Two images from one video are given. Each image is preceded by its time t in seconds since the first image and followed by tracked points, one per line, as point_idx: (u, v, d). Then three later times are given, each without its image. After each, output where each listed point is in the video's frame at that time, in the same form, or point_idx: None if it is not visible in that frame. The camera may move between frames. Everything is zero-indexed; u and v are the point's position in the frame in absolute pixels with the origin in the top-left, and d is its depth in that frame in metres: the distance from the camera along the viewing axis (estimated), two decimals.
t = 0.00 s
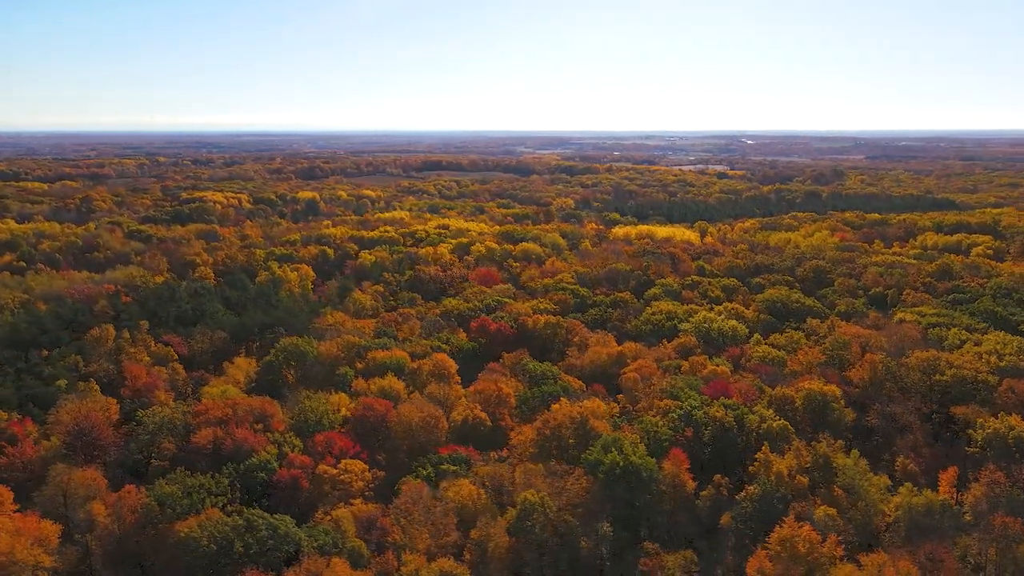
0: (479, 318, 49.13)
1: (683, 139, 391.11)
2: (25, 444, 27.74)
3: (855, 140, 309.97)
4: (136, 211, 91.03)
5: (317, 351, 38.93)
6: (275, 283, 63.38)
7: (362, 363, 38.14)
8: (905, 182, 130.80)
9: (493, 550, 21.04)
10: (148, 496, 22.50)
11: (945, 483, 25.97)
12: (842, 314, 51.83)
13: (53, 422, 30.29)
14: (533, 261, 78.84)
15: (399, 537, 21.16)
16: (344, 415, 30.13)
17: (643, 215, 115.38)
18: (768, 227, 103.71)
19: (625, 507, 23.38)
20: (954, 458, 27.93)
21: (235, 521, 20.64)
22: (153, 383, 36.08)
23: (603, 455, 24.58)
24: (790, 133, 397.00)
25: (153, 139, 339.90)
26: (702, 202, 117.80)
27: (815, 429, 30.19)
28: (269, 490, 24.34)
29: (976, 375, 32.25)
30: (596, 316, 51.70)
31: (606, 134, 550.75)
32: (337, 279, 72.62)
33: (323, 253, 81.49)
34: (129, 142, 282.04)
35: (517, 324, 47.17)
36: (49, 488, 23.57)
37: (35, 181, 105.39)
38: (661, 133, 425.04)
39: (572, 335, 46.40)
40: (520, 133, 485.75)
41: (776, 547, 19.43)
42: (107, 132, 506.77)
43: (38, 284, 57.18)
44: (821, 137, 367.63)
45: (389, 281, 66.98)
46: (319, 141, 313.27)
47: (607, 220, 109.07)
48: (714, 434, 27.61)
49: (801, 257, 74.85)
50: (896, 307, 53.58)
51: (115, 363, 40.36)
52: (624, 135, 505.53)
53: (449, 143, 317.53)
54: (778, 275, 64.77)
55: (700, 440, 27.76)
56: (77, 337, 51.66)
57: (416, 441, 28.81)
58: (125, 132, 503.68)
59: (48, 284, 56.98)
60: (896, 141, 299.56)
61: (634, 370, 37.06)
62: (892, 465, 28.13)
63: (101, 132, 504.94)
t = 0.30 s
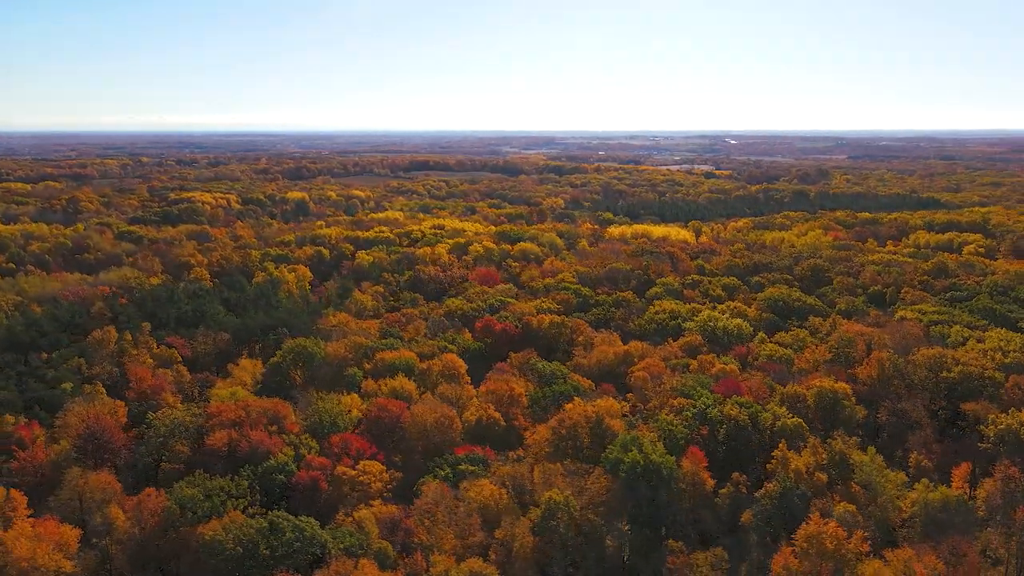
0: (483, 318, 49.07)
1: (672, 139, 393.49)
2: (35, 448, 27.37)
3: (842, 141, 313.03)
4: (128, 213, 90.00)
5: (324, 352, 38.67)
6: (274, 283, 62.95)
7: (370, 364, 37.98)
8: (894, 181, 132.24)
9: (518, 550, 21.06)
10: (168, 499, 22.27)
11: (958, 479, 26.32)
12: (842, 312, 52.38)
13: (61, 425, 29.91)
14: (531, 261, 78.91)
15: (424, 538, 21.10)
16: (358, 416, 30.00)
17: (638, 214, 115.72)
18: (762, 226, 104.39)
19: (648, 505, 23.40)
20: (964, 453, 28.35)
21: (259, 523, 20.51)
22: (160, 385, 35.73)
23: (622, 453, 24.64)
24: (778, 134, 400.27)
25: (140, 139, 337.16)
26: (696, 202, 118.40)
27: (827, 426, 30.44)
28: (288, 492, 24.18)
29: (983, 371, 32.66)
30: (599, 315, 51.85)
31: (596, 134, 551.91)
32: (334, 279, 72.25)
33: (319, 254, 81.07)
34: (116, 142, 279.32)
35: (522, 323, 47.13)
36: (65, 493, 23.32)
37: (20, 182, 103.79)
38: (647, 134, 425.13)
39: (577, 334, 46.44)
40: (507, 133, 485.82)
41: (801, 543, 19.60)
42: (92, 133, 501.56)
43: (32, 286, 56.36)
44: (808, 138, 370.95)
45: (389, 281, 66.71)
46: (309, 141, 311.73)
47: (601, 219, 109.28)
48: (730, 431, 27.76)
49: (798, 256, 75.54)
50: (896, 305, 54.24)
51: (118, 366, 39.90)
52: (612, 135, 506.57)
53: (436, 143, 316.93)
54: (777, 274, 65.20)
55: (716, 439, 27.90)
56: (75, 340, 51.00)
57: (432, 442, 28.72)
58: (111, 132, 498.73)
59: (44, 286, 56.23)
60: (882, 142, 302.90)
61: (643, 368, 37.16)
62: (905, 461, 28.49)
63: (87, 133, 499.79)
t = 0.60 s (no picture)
0: (488, 318, 49.00)
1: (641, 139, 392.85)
2: (47, 452, 27.00)
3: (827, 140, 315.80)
4: (119, 213, 89.02)
5: (333, 353, 38.42)
6: (272, 284, 62.52)
7: (379, 365, 37.81)
8: (880, 181, 133.71)
9: (545, 549, 21.02)
10: (190, 501, 22.08)
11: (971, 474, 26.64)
12: (843, 310, 52.95)
13: (72, 429, 29.53)
14: (530, 261, 79.01)
15: (451, 537, 21.07)
16: (373, 417, 29.87)
17: (631, 213, 116.08)
18: (754, 225, 105.15)
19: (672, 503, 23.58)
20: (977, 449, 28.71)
21: (287, 526, 20.42)
22: (168, 387, 35.37)
23: (644, 451, 24.79)
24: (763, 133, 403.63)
25: (124, 138, 333.18)
26: (688, 201, 119.06)
27: (839, 423, 30.71)
28: (309, 494, 24.07)
29: (989, 368, 33.08)
30: (602, 315, 52.00)
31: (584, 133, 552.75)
32: (331, 280, 71.90)
33: (314, 254, 80.63)
34: (99, 142, 275.81)
35: (527, 323, 47.13)
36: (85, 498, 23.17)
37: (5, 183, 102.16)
38: (633, 133, 427.65)
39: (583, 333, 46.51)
40: (494, 133, 485.77)
41: (827, 539, 19.79)
42: (68, 133, 492.43)
43: (25, 288, 55.53)
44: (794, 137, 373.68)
45: (388, 282, 66.46)
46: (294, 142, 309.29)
47: (595, 219, 109.54)
48: (746, 430, 27.84)
49: (795, 254, 76.18)
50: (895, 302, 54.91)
51: (122, 368, 39.43)
52: (599, 134, 509.42)
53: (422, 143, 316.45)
54: (776, 273, 65.65)
55: (732, 437, 28.06)
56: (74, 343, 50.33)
57: (449, 442, 28.62)
58: (78, 133, 489.93)
59: (38, 288, 55.43)
60: (861, 141, 306.61)
61: (653, 367, 37.30)
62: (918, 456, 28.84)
63: (69, 132, 492.91)
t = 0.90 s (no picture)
0: (493, 318, 48.95)
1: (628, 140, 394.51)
2: (59, 456, 26.57)
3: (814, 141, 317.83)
4: (109, 215, 87.93)
5: (341, 355, 38.20)
6: (270, 285, 62.14)
7: (388, 366, 37.66)
8: (867, 180, 135.14)
9: (573, 548, 21.05)
10: (213, 504, 21.88)
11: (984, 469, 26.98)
12: (843, 308, 53.51)
13: (82, 434, 29.13)
14: (527, 260, 79.08)
15: (479, 536, 20.99)
16: (388, 418, 29.76)
17: (625, 213, 116.39)
18: (747, 225, 105.96)
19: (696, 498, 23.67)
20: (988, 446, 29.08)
21: (314, 529, 20.30)
22: (176, 390, 34.97)
23: (664, 450, 24.91)
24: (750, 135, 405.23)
25: (108, 139, 329.69)
26: (681, 201, 119.62)
27: (850, 420, 30.99)
28: (331, 497, 23.96)
29: (995, 364, 33.51)
30: (606, 314, 52.19)
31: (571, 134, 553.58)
32: (329, 281, 71.49)
33: (310, 255, 80.22)
34: (81, 142, 272.12)
35: (532, 323, 47.16)
36: (105, 503, 22.89)
37: None
38: (620, 134, 429.29)
39: (588, 332, 46.64)
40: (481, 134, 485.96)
41: (853, 535, 19.98)
42: (48, 133, 486.93)
43: (19, 291, 54.73)
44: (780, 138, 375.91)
45: (388, 282, 66.19)
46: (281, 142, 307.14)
47: (589, 219, 109.74)
48: (761, 428, 28.02)
49: (791, 253, 76.75)
50: (894, 301, 55.54)
51: (126, 371, 38.96)
52: (586, 135, 510.37)
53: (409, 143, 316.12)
54: (774, 272, 66.13)
55: (748, 435, 28.26)
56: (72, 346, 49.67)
57: (466, 442, 28.54)
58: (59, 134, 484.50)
59: (32, 291, 54.60)
60: (845, 141, 309.95)
61: (662, 366, 37.48)
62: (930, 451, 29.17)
63: (50, 133, 486.72)
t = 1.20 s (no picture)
0: (498, 318, 48.89)
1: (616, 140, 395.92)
2: (72, 460, 26.27)
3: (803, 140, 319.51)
4: (100, 215, 87.04)
5: (349, 355, 38.00)
6: (268, 286, 61.75)
7: (397, 367, 37.53)
8: (851, 179, 136.35)
9: (597, 547, 21.12)
10: (236, 506, 21.69)
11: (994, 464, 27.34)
12: (843, 306, 54.03)
13: (93, 437, 28.81)
14: (526, 260, 79.13)
15: (506, 535, 21.02)
16: (402, 419, 29.66)
17: (619, 212, 116.61)
18: (740, 223, 106.67)
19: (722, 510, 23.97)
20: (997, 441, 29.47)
21: (341, 530, 20.22)
22: (184, 392, 34.66)
23: (683, 449, 25.02)
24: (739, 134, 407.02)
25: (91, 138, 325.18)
26: (674, 200, 120.20)
27: (861, 417, 31.25)
28: (351, 498, 23.82)
29: (1001, 361, 33.93)
30: (609, 313, 52.35)
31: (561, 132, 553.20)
32: (327, 281, 71.09)
33: (306, 255, 79.77)
34: (64, 142, 268.91)
35: (537, 322, 47.17)
36: (124, 505, 22.72)
37: None
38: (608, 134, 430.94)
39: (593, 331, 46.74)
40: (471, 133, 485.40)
41: (877, 532, 20.24)
42: (30, 133, 480.93)
43: (13, 294, 53.97)
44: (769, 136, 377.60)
45: (388, 282, 65.87)
46: (268, 142, 304.35)
47: (584, 218, 109.82)
48: (775, 425, 28.20)
49: (788, 252, 77.29)
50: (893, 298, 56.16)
51: (130, 373, 38.56)
52: (575, 135, 511.20)
53: (397, 143, 315.14)
54: (774, 271, 66.47)
55: (761, 432, 28.43)
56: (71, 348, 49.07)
57: (482, 442, 28.49)
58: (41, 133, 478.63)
59: (26, 293, 53.85)
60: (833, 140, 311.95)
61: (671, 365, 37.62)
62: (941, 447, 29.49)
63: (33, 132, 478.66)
